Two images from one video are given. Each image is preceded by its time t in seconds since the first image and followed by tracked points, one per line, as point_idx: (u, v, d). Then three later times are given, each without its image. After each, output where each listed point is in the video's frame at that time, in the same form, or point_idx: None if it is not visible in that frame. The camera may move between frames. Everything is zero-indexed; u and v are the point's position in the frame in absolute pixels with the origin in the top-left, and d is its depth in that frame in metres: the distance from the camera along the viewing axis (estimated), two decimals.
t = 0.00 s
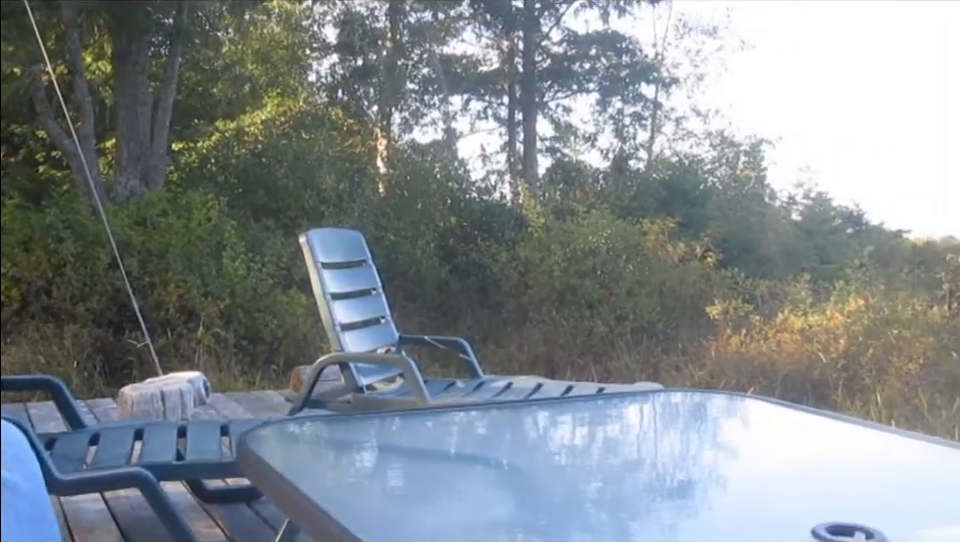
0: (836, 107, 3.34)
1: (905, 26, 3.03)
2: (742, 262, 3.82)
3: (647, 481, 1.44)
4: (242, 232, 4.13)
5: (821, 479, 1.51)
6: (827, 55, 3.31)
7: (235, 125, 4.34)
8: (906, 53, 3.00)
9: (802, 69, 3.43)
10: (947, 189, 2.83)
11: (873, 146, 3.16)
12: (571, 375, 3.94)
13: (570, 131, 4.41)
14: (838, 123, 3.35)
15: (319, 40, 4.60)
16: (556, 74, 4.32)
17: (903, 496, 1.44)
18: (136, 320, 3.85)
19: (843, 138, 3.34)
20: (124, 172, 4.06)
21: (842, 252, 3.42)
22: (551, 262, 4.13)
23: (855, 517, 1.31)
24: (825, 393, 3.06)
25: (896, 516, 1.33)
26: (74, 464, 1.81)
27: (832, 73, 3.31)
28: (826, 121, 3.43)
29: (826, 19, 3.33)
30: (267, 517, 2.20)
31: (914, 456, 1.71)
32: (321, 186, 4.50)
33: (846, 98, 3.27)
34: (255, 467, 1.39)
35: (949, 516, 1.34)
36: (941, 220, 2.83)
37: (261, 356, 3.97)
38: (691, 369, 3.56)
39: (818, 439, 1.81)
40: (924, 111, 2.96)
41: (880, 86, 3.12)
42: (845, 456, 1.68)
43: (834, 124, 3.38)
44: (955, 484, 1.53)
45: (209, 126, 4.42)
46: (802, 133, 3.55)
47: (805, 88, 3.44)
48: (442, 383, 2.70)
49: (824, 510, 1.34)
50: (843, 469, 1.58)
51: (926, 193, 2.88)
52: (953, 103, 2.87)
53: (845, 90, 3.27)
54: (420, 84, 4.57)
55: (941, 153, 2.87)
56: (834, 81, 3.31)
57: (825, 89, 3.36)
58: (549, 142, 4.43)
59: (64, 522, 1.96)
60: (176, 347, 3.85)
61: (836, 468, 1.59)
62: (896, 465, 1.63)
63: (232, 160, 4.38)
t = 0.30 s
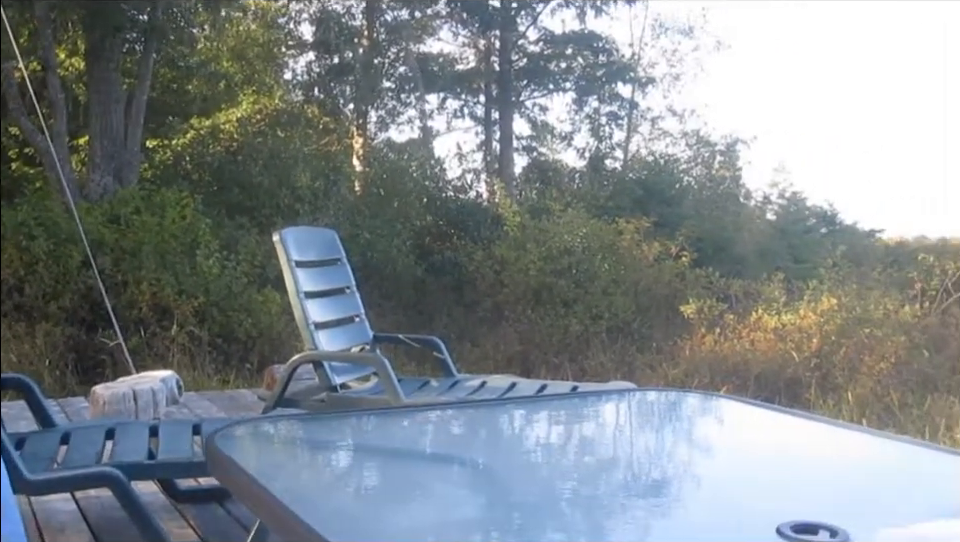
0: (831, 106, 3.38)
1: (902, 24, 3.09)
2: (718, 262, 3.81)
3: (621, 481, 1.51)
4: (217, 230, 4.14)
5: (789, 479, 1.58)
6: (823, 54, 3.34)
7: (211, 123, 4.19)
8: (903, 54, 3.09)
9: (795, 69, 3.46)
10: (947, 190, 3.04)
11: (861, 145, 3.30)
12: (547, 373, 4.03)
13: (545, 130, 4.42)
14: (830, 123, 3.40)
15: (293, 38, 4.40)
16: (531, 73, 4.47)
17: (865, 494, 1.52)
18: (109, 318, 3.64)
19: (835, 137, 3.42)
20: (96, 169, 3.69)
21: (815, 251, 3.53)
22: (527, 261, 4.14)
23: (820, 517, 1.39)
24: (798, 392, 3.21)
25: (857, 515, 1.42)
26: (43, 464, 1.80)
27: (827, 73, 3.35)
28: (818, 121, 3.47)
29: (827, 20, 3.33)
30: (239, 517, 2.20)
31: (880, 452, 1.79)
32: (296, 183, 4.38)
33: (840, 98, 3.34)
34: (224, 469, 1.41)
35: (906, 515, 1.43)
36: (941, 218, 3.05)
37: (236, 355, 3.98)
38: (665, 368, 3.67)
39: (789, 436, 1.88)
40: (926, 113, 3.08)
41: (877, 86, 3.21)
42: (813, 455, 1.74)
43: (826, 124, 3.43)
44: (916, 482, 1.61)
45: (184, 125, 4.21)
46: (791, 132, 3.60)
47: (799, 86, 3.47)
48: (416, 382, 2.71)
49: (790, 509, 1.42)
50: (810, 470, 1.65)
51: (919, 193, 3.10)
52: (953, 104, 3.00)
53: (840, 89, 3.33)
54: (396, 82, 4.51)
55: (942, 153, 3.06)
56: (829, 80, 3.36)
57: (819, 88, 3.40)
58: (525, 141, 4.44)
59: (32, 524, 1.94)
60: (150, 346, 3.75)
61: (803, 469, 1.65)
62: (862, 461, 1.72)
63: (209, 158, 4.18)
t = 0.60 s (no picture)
0: (830, 106, 3.37)
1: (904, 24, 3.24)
2: (697, 259, 3.86)
3: (600, 476, 1.53)
4: (193, 227, 3.99)
5: (764, 473, 1.61)
6: (820, 54, 3.37)
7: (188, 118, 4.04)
8: (902, 54, 3.20)
9: (790, 69, 3.45)
10: (947, 190, 3.07)
11: (860, 145, 3.28)
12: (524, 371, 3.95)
13: (523, 127, 4.54)
14: (831, 122, 3.37)
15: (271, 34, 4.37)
16: (512, 70, 4.47)
17: (841, 491, 1.54)
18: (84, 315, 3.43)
19: (835, 137, 3.37)
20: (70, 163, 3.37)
21: (791, 249, 3.64)
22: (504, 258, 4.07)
23: (795, 514, 1.41)
24: (774, 389, 3.29)
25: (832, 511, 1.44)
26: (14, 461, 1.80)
27: (835, 74, 3.34)
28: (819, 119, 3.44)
29: (827, 21, 3.38)
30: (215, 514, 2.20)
31: (855, 448, 1.80)
32: (274, 180, 4.26)
33: (849, 100, 3.32)
34: (191, 463, 1.40)
35: (880, 510, 1.45)
36: (942, 218, 3.07)
37: (213, 351, 3.88)
38: (642, 364, 3.70)
39: (765, 430, 1.90)
40: (926, 110, 3.16)
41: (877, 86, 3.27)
42: (787, 450, 1.77)
43: (827, 124, 3.39)
44: (891, 478, 1.63)
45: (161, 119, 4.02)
46: (791, 132, 3.54)
47: (796, 87, 3.45)
48: (394, 380, 2.70)
49: (767, 505, 1.44)
50: (785, 464, 1.68)
51: (919, 192, 3.10)
52: (953, 104, 3.10)
53: (837, 89, 3.34)
54: (374, 79, 4.64)
55: (941, 153, 3.11)
56: (826, 81, 3.37)
57: (831, 89, 3.37)
58: (506, 138, 4.57)
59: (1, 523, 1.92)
60: (126, 342, 3.62)
61: (778, 463, 1.68)
62: (838, 458, 1.73)
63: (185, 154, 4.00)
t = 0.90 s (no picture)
0: (840, 107, 3.26)
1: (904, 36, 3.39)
2: (676, 259, 3.90)
3: (580, 475, 1.54)
4: (173, 224, 3.72)
5: (743, 472, 1.62)
6: (818, 53, 3.31)
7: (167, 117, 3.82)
8: (901, 51, 3.07)
9: (788, 69, 3.42)
10: (947, 190, 2.97)
11: (861, 145, 3.18)
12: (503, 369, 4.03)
13: (505, 126, 4.55)
14: (832, 122, 3.29)
15: (250, 31, 4.10)
16: (492, 69, 4.55)
17: (820, 492, 1.55)
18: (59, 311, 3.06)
19: (836, 137, 3.27)
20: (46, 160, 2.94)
21: (771, 250, 3.81)
22: (485, 258, 4.12)
23: (773, 513, 1.42)
24: (753, 388, 3.40)
25: (811, 511, 1.45)
26: None
27: (829, 74, 3.29)
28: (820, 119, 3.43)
29: (826, 21, 3.31)
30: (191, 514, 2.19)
31: (835, 448, 1.82)
32: (254, 178, 4.09)
33: (846, 99, 3.24)
34: (168, 465, 1.39)
35: (856, 509, 1.46)
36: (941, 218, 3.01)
37: (192, 350, 3.74)
38: (621, 364, 3.78)
39: (744, 429, 1.92)
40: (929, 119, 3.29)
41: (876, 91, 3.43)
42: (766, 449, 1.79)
43: (827, 124, 3.30)
44: (870, 478, 1.64)
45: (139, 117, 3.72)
46: (791, 132, 3.46)
47: (795, 87, 3.41)
48: (370, 379, 2.68)
49: (746, 504, 1.45)
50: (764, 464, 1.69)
51: (919, 192, 3.02)
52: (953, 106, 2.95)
53: (849, 91, 3.23)
54: (356, 76, 4.54)
55: (941, 153, 2.98)
56: (839, 83, 3.26)
57: (825, 89, 3.31)
58: (484, 137, 4.61)
59: None
60: (104, 341, 3.30)
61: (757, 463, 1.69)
62: (816, 457, 1.75)
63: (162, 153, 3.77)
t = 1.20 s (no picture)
0: (841, 107, 3.32)
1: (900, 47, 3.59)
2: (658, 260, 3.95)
3: (561, 477, 1.54)
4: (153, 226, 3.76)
5: (726, 475, 1.62)
6: (821, 53, 3.35)
7: (148, 118, 3.83)
8: (902, 53, 3.15)
9: (793, 70, 3.45)
10: (947, 190, 3.00)
11: (860, 145, 3.25)
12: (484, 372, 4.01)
13: (487, 128, 4.49)
14: (831, 123, 3.34)
15: (233, 32, 4.20)
16: (475, 72, 4.55)
17: (802, 494, 1.56)
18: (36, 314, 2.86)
19: (836, 137, 3.33)
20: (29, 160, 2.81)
21: (752, 250, 3.70)
22: (467, 259, 4.13)
23: (753, 514, 1.43)
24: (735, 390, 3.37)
25: (790, 512, 1.46)
26: None
27: (829, 74, 3.35)
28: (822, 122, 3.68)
29: (827, 21, 3.35)
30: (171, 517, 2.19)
31: (817, 451, 1.83)
32: (234, 179, 4.06)
33: (846, 101, 3.31)
34: (144, 469, 1.37)
35: (836, 511, 1.47)
36: (941, 219, 2.99)
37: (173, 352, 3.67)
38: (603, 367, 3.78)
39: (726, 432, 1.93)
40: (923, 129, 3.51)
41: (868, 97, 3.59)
42: (748, 451, 1.79)
43: (827, 124, 3.35)
44: (852, 480, 1.65)
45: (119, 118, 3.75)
46: (791, 132, 3.47)
47: (799, 87, 3.43)
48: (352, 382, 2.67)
49: (727, 506, 1.46)
50: (746, 466, 1.70)
51: (919, 193, 3.05)
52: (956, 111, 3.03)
53: (849, 93, 3.30)
54: (337, 79, 4.53)
55: (941, 153, 3.03)
56: (838, 84, 3.33)
57: (823, 89, 3.37)
58: (467, 138, 4.51)
59: None
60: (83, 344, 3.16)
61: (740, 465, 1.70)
62: (798, 459, 1.76)
63: (147, 154, 3.81)
